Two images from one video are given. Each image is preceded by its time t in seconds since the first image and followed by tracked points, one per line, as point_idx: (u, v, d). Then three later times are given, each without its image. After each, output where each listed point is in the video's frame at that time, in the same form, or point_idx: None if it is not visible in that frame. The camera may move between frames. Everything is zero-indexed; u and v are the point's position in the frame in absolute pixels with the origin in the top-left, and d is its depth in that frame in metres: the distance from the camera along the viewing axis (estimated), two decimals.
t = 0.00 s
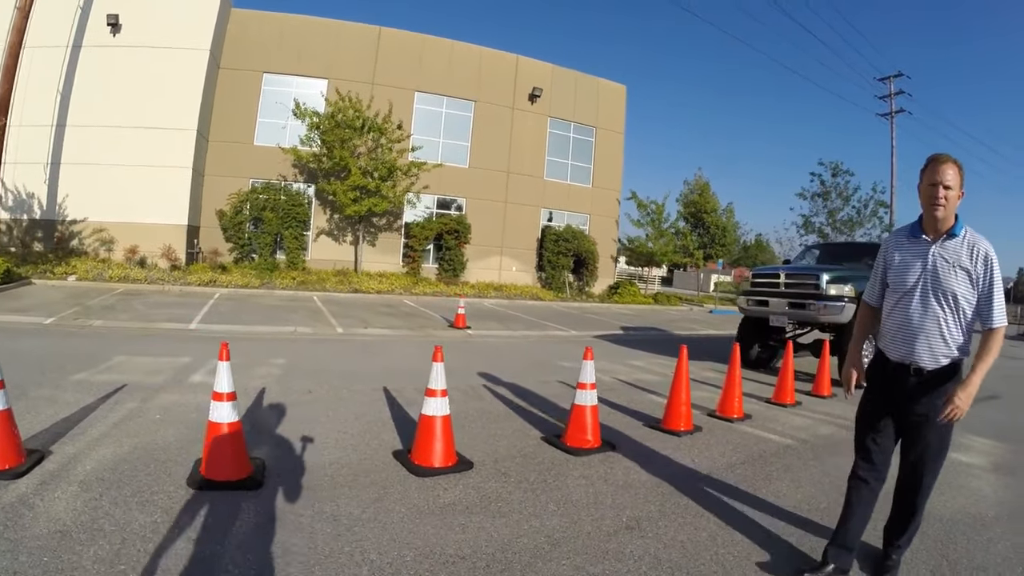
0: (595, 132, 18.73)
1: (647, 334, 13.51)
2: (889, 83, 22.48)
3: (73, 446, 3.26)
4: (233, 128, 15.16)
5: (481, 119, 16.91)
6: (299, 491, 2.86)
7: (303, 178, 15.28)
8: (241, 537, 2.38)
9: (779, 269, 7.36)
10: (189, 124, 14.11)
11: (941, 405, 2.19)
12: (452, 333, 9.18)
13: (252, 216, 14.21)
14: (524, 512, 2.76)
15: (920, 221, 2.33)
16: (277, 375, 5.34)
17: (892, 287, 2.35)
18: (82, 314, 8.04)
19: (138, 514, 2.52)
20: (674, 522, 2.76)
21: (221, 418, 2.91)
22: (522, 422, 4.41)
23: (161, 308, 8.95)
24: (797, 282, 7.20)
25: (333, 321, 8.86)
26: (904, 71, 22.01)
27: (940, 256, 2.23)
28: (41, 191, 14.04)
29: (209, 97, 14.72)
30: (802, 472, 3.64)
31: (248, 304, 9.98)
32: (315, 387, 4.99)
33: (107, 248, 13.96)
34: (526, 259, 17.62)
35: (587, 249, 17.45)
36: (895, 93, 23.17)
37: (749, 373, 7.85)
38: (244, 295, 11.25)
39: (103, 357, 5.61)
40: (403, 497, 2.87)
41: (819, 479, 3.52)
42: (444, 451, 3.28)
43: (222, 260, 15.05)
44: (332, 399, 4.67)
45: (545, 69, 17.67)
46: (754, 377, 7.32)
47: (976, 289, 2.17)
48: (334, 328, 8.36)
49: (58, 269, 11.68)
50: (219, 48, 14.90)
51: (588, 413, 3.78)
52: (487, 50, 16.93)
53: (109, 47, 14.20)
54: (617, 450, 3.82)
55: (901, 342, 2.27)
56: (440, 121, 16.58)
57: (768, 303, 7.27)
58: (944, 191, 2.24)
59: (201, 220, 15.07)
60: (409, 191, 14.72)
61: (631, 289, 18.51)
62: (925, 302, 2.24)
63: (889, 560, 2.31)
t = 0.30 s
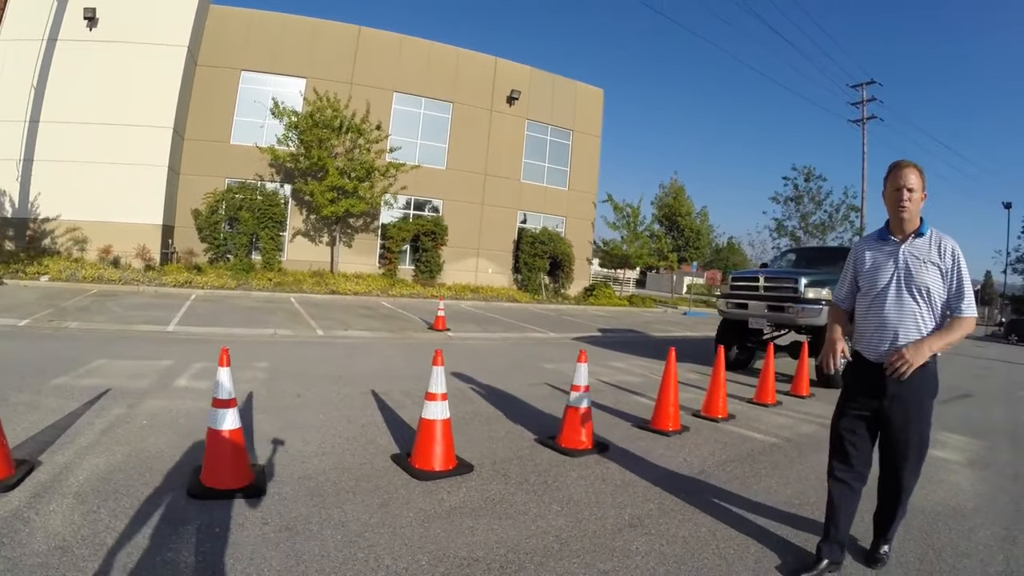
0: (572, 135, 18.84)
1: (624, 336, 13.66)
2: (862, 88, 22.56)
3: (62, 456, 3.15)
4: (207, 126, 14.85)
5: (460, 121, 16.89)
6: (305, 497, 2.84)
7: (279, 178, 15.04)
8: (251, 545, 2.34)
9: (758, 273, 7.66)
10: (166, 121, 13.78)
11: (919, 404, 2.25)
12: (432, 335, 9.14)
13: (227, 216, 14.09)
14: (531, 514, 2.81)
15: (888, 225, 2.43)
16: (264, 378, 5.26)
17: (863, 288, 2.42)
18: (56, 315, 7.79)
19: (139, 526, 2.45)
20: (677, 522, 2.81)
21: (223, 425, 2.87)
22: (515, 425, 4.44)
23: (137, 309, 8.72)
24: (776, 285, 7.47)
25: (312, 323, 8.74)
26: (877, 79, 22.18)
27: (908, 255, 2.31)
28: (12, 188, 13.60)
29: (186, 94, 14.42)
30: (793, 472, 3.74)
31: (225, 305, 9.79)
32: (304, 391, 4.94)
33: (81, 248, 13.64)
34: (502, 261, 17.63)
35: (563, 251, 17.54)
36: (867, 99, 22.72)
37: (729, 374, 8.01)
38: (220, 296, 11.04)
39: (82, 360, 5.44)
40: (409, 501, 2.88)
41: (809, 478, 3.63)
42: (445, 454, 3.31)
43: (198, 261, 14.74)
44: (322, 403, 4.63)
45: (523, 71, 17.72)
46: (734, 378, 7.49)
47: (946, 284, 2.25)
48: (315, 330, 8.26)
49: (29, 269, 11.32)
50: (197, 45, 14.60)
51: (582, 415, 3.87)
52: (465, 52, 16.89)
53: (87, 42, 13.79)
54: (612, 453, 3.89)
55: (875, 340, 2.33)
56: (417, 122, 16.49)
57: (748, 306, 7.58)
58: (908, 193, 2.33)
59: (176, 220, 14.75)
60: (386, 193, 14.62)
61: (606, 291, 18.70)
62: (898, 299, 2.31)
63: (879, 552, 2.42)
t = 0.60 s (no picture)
0: (537, 136, 18.94)
1: (591, 336, 13.83)
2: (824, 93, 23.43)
3: (39, 469, 3.03)
4: (165, 122, 14.36)
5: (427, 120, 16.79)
6: (296, 510, 2.83)
7: (244, 176, 14.66)
8: (250, 558, 2.33)
9: (726, 275, 8.21)
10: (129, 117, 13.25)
11: (878, 402, 2.35)
12: (401, 337, 9.07)
13: (190, 215, 13.51)
14: (523, 514, 2.97)
15: (849, 230, 2.54)
16: (239, 385, 5.16)
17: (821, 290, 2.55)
18: (14, 318, 7.43)
19: (130, 543, 2.38)
20: (667, 519, 3.00)
21: (210, 434, 2.83)
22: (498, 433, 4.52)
23: (100, 311, 8.40)
24: (743, 285, 8.05)
25: (279, 325, 8.56)
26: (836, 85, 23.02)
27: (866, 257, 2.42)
28: None
29: (151, 89, 13.95)
30: (760, 472, 4.00)
31: (191, 307, 9.52)
32: (282, 398, 4.88)
33: (41, 247, 13.01)
34: (466, 261, 17.60)
35: (528, 252, 17.61)
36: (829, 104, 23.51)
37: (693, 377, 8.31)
38: (184, 298, 10.70)
39: (47, 366, 5.22)
40: (401, 507, 3.00)
41: (774, 477, 3.89)
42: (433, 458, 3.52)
43: (161, 261, 14.27)
44: (302, 412, 4.59)
45: (489, 72, 17.71)
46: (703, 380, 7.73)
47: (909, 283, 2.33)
48: (282, 332, 8.10)
49: None
50: (161, 40, 14.14)
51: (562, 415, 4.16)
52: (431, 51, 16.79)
53: (51, 34, 13.22)
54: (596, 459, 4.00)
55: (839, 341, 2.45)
56: (383, 121, 16.31)
57: (716, 306, 8.15)
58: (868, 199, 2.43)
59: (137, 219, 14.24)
60: (353, 192, 14.42)
61: (570, 291, 18.89)
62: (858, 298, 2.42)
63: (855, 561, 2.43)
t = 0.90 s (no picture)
0: (499, 136, 18.98)
1: (552, 335, 14.00)
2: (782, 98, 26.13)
3: None
4: (126, 115, 13.85)
5: (390, 119, 16.62)
6: (270, 523, 2.85)
7: (203, 173, 14.19)
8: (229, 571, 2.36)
9: (690, 275, 8.60)
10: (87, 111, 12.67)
11: (841, 396, 2.48)
12: (363, 337, 8.97)
13: (148, 213, 13.12)
14: (504, 516, 3.25)
15: (819, 231, 2.68)
16: (203, 395, 5.04)
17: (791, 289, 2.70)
18: None
19: (101, 559, 2.34)
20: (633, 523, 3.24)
21: (181, 443, 2.84)
22: (469, 444, 4.63)
23: (52, 312, 8.01)
24: (707, 286, 8.49)
25: (239, 326, 8.35)
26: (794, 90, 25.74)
27: (834, 256, 2.55)
28: None
29: (109, 79, 13.38)
30: (715, 474, 4.41)
31: (148, 308, 9.20)
32: (246, 411, 4.81)
33: None
34: (427, 261, 17.48)
35: (489, 252, 17.66)
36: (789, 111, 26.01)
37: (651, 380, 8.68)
38: (142, 298, 10.30)
39: None
40: (379, 512, 3.20)
41: (726, 479, 4.27)
42: (406, 462, 3.77)
43: (118, 261, 13.70)
44: (271, 425, 4.56)
45: (452, 72, 17.65)
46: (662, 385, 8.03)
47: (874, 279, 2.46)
48: (243, 333, 7.89)
49: None
50: (120, 30, 13.57)
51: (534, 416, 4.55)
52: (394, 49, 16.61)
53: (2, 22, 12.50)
54: (563, 469, 4.17)
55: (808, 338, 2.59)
56: (345, 119, 16.06)
57: (680, 306, 8.60)
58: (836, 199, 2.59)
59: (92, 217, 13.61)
60: (314, 191, 14.15)
61: (530, 291, 19.05)
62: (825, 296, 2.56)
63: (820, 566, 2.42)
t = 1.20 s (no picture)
0: (447, 137, 18.90)
1: (500, 337, 14.16)
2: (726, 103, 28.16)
3: None
4: (69, 110, 13.19)
5: (337, 118, 16.28)
6: (229, 542, 2.92)
7: (146, 171, 13.57)
8: None
9: (638, 278, 8.93)
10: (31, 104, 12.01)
11: (794, 410, 2.67)
12: (310, 340, 8.81)
13: (90, 211, 12.23)
14: (466, 525, 3.50)
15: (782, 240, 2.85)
16: (149, 407, 4.93)
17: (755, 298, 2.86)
18: None
19: None
20: (573, 533, 3.52)
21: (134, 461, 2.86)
22: (424, 456, 4.80)
23: None
24: (655, 288, 8.86)
25: (183, 329, 8.05)
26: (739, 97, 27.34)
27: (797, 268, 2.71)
28: None
29: (51, 72, 12.72)
30: (660, 477, 4.84)
31: (89, 311, 8.70)
32: (196, 423, 4.73)
33: None
34: (374, 262, 17.21)
35: (435, 253, 17.60)
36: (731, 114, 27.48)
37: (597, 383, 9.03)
38: (83, 301, 9.75)
39: None
40: (341, 525, 3.35)
41: (667, 481, 4.69)
42: (363, 471, 3.97)
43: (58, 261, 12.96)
44: (224, 437, 4.53)
45: (401, 71, 17.46)
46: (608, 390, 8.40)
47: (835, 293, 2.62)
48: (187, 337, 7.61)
49: None
50: (66, 19, 12.97)
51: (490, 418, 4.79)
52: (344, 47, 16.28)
53: None
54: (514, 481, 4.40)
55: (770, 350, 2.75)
56: (293, 117, 15.67)
57: (629, 309, 8.93)
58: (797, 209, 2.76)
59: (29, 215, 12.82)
60: (260, 190, 13.75)
61: (476, 293, 19.07)
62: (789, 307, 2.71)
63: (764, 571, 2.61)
